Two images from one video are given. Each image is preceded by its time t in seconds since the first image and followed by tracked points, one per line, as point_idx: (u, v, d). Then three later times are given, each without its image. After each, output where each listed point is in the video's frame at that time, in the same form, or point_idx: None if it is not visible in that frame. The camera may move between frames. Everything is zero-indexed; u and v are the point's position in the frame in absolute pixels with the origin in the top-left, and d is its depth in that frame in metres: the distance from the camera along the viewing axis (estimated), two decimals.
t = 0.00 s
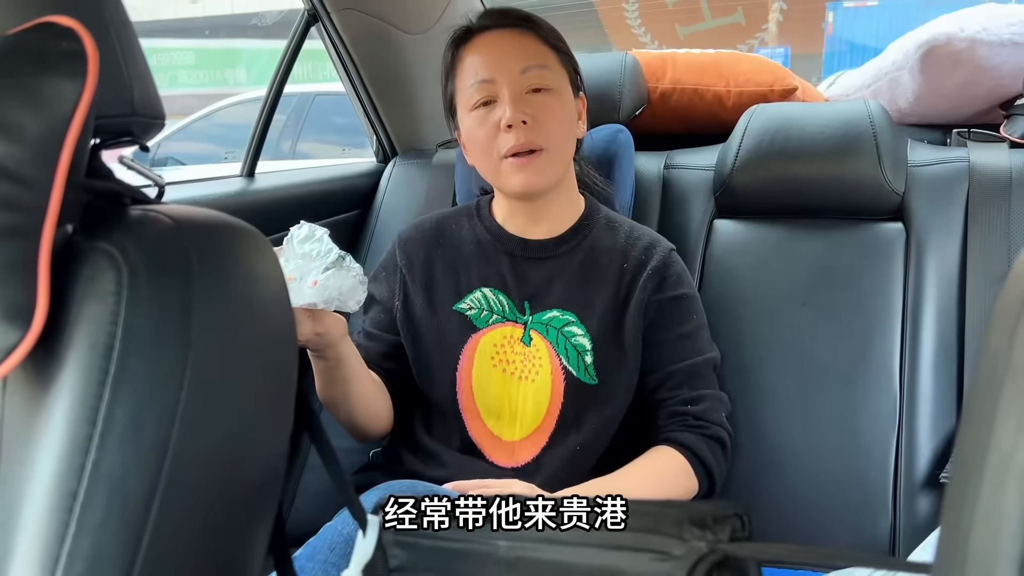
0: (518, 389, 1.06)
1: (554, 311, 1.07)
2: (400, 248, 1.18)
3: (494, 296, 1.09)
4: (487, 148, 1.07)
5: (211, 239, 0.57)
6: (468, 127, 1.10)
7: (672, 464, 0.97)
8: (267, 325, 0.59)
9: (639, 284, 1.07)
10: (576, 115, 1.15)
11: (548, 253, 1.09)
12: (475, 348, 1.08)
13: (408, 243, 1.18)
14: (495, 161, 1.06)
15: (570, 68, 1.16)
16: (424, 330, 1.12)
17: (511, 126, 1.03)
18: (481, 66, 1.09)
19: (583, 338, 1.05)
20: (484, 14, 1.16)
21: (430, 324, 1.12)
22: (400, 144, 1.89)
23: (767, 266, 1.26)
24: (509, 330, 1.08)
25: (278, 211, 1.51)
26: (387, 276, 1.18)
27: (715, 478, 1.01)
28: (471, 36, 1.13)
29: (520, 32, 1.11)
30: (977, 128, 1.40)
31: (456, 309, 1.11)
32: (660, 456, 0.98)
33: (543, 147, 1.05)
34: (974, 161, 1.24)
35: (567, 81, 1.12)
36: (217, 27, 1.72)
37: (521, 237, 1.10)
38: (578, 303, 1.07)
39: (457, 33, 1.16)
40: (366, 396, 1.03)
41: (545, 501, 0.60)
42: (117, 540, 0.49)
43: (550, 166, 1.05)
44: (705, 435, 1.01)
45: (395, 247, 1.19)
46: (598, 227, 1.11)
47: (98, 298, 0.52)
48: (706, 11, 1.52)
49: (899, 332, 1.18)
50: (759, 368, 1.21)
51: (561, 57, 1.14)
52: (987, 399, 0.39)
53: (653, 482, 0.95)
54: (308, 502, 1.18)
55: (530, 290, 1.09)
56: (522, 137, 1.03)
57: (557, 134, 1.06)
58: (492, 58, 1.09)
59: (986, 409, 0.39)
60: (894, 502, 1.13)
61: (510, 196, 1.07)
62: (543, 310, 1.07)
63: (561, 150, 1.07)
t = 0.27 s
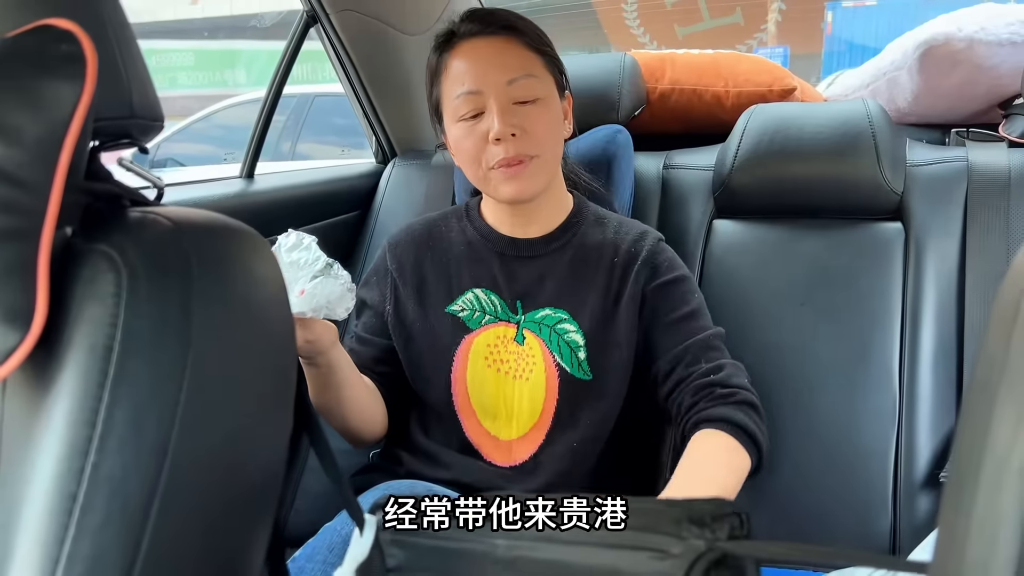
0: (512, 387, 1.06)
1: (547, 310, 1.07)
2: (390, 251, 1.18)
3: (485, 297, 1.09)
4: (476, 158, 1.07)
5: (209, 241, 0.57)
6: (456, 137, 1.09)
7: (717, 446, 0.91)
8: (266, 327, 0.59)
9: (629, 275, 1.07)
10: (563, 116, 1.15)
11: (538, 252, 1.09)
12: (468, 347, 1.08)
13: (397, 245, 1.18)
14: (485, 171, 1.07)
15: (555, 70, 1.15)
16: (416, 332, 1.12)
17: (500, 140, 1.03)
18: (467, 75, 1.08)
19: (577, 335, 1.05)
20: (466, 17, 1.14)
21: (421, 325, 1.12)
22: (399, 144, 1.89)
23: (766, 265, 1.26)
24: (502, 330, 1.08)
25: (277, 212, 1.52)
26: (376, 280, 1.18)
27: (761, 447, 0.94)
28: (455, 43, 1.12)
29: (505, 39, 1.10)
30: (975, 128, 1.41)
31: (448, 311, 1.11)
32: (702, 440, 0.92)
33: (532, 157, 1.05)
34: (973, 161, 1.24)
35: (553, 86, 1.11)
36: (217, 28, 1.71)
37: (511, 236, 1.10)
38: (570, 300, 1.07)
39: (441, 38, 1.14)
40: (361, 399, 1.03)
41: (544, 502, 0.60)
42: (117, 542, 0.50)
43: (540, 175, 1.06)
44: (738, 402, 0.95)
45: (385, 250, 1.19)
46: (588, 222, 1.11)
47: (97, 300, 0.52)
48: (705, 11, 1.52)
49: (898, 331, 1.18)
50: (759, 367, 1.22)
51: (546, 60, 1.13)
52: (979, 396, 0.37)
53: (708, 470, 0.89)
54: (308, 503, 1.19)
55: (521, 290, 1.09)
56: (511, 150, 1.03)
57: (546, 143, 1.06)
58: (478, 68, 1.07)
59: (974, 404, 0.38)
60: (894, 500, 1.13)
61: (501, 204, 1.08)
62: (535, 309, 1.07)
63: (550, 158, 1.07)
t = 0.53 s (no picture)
0: (508, 391, 1.06)
1: (543, 311, 1.07)
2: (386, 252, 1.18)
3: (482, 299, 1.09)
4: (468, 156, 1.07)
5: (206, 243, 0.57)
6: (448, 135, 1.10)
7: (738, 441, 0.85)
8: (263, 329, 0.59)
9: (621, 272, 1.05)
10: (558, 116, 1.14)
11: (534, 253, 1.09)
12: (465, 350, 1.08)
13: (393, 246, 1.18)
14: (476, 170, 1.07)
15: (550, 70, 1.15)
16: (412, 334, 1.12)
17: (491, 138, 1.03)
18: (460, 73, 1.08)
19: (573, 337, 1.05)
20: (461, 16, 1.14)
21: (417, 327, 1.12)
22: (398, 145, 1.89)
23: (764, 266, 1.26)
24: (498, 333, 1.07)
25: (275, 214, 1.52)
26: (373, 281, 1.18)
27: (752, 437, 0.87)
28: (449, 42, 1.12)
29: (499, 37, 1.10)
30: (973, 127, 1.41)
31: (444, 313, 1.11)
32: (721, 438, 0.84)
33: (523, 156, 1.05)
34: (971, 160, 1.24)
35: (548, 85, 1.12)
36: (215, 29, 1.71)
37: (508, 238, 1.10)
38: (567, 301, 1.06)
39: (436, 37, 1.15)
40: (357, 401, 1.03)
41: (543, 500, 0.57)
42: (115, 544, 0.49)
43: (531, 174, 1.06)
44: (721, 390, 0.89)
45: (383, 250, 1.19)
46: (585, 223, 1.11)
47: (94, 302, 0.52)
48: (703, 12, 1.52)
49: (897, 331, 1.18)
50: (759, 368, 1.21)
51: (541, 59, 1.13)
52: (977, 398, 0.37)
53: (735, 468, 0.82)
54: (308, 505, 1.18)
55: (518, 292, 1.08)
56: (502, 148, 1.03)
57: (538, 143, 1.06)
58: (471, 65, 1.08)
59: (973, 404, 0.37)
60: (894, 500, 1.13)
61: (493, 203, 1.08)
62: (532, 310, 1.07)
63: (542, 158, 1.07)
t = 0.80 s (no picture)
0: (502, 396, 1.06)
1: (541, 317, 1.07)
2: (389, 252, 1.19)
3: (481, 303, 1.09)
4: (467, 152, 1.07)
5: (204, 244, 0.57)
6: (450, 131, 1.10)
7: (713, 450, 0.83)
8: (262, 330, 0.59)
9: (617, 277, 1.05)
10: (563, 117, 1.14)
11: (535, 258, 1.08)
12: (460, 354, 1.09)
13: (396, 246, 1.18)
14: (474, 165, 1.06)
15: (556, 70, 1.15)
16: (412, 336, 1.12)
17: (489, 132, 1.03)
18: (462, 69, 1.09)
19: (570, 345, 1.04)
20: (469, 17, 1.16)
21: (417, 329, 1.12)
22: (396, 146, 1.89)
23: (762, 267, 1.26)
24: (495, 338, 1.07)
25: (274, 215, 1.52)
26: (375, 280, 1.18)
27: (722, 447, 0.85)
28: (454, 39, 1.14)
29: (503, 35, 1.11)
30: (971, 128, 1.41)
31: (443, 316, 1.11)
32: (697, 447, 0.82)
33: (522, 151, 1.05)
34: (969, 161, 1.24)
35: (552, 84, 1.12)
36: (213, 31, 1.73)
37: (509, 243, 1.10)
38: (564, 308, 1.06)
39: (443, 36, 1.16)
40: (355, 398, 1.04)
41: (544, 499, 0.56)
42: (113, 545, 0.49)
43: (530, 170, 1.05)
44: (693, 399, 0.87)
45: (384, 250, 1.19)
46: (587, 229, 1.10)
47: (92, 303, 0.52)
48: (701, 12, 1.52)
49: (895, 331, 1.18)
50: (757, 368, 1.21)
51: (546, 58, 1.14)
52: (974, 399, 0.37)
53: (709, 476, 0.80)
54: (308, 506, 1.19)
55: (517, 297, 1.08)
56: (499, 142, 1.03)
57: (538, 139, 1.06)
58: (473, 61, 1.09)
59: (971, 401, 0.37)
60: (893, 500, 1.13)
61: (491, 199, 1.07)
62: (529, 317, 1.07)
63: (542, 154, 1.06)
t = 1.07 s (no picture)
0: (506, 400, 1.06)
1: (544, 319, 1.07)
2: (389, 253, 1.19)
3: (485, 305, 1.09)
4: (475, 149, 1.07)
5: (202, 246, 0.57)
6: (459, 128, 1.10)
7: (713, 450, 0.83)
8: (260, 332, 0.59)
9: (620, 279, 1.04)
10: (571, 118, 1.14)
11: (540, 259, 1.08)
12: (464, 358, 1.08)
13: (399, 246, 1.18)
14: (481, 163, 1.06)
15: (566, 70, 1.15)
16: (413, 337, 1.12)
17: (496, 130, 1.03)
18: (472, 66, 1.09)
19: (572, 348, 1.04)
20: (480, 16, 1.16)
21: (418, 330, 1.12)
22: (395, 147, 1.89)
23: (763, 268, 1.26)
24: (499, 341, 1.07)
25: (272, 216, 1.52)
26: (376, 280, 1.18)
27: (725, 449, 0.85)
28: (465, 37, 1.14)
29: (513, 33, 1.11)
30: (970, 128, 1.41)
31: (445, 318, 1.11)
32: (696, 445, 0.83)
33: (528, 151, 1.04)
34: (968, 161, 1.24)
35: (560, 84, 1.12)
36: (211, 32, 1.73)
37: (514, 246, 1.10)
38: (566, 311, 1.06)
39: (454, 33, 1.16)
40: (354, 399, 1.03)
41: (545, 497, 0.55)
42: (111, 547, 0.49)
43: (536, 169, 1.05)
44: (693, 399, 0.86)
45: (386, 250, 1.19)
46: (593, 232, 1.10)
47: (90, 305, 0.52)
48: (700, 13, 1.52)
49: (895, 332, 1.18)
50: (757, 368, 1.21)
51: (556, 59, 1.14)
52: (973, 400, 0.36)
53: (709, 475, 0.80)
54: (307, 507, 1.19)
55: (520, 299, 1.08)
56: (506, 140, 1.03)
57: (544, 138, 1.05)
58: (483, 59, 1.09)
59: (971, 402, 0.36)
60: (893, 501, 1.13)
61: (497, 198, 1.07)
62: (534, 319, 1.07)
63: (548, 154, 1.06)
